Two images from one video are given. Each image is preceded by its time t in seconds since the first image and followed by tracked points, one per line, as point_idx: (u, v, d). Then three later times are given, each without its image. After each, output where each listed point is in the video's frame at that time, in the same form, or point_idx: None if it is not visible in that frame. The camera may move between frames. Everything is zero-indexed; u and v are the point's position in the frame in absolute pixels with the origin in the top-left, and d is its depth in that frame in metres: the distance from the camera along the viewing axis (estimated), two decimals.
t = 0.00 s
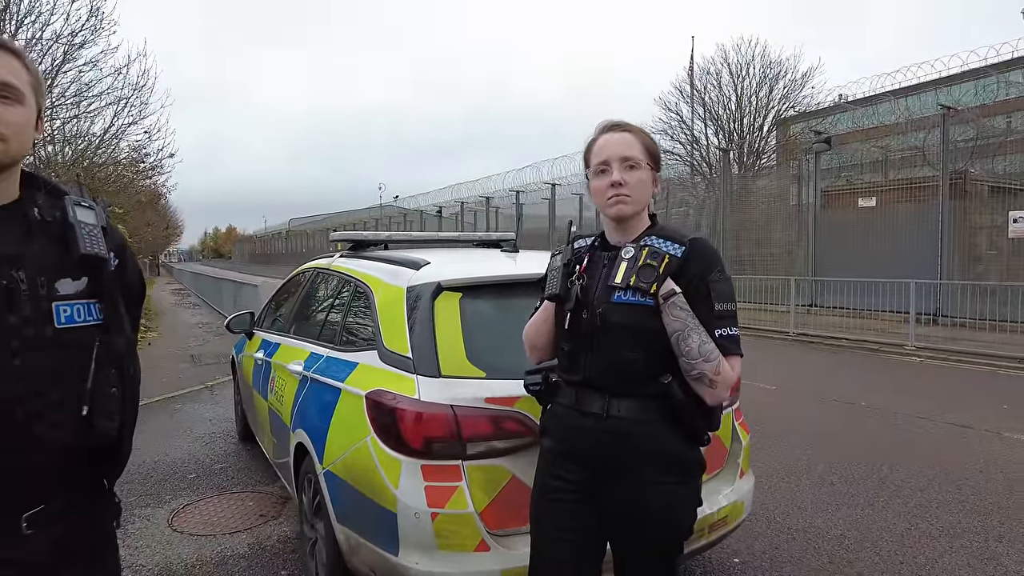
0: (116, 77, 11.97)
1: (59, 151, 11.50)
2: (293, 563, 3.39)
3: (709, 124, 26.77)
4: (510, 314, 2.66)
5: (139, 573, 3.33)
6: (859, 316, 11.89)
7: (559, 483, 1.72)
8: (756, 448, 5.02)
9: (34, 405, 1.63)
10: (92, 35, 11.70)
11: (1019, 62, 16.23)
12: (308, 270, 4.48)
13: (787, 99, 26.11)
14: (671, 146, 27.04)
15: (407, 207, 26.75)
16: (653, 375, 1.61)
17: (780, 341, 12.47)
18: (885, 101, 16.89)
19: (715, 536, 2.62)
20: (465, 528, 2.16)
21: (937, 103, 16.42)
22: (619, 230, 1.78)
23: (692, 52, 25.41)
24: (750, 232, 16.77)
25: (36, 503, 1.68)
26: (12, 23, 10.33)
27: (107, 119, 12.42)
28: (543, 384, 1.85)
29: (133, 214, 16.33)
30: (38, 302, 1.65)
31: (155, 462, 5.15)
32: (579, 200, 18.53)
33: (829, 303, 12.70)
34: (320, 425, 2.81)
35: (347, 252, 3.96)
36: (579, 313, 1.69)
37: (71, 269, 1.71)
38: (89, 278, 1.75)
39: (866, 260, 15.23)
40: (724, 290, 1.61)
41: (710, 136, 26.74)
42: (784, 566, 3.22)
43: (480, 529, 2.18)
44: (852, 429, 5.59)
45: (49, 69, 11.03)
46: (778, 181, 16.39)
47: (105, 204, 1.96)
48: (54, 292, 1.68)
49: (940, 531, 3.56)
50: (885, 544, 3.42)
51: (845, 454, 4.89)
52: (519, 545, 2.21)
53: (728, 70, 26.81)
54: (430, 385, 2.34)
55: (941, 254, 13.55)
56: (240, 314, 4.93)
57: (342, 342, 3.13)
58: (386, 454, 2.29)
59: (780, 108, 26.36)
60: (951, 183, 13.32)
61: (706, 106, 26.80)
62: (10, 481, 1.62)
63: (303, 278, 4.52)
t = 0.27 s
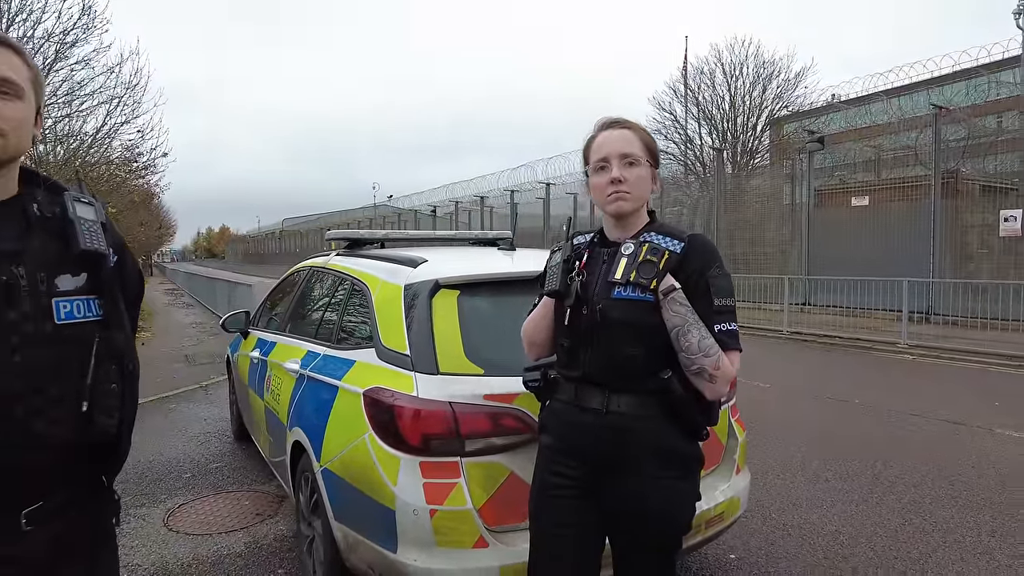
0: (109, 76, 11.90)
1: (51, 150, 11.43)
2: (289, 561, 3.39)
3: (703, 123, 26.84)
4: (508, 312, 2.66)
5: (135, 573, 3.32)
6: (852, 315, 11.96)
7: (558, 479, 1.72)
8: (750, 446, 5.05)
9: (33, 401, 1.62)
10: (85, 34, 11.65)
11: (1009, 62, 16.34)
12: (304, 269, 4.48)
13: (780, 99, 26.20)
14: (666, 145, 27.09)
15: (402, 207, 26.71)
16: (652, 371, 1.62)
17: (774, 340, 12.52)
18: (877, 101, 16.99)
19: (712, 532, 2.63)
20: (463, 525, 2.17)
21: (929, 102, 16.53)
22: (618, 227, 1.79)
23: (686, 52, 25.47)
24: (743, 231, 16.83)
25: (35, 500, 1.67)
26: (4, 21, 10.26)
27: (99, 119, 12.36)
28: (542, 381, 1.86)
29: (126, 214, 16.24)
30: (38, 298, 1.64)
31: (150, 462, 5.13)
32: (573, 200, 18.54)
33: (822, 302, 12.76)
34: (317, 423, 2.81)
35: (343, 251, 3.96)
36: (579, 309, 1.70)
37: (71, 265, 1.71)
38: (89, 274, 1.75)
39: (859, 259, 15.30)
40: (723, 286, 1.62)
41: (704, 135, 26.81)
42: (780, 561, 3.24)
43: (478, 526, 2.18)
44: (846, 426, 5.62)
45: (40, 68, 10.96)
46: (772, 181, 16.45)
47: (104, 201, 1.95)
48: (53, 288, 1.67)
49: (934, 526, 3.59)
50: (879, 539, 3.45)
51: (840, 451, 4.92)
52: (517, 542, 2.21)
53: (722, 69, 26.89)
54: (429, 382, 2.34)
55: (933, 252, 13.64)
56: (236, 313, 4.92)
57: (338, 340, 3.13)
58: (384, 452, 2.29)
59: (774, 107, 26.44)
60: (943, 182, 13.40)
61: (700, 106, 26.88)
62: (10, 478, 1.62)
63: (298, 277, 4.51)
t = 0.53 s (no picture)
0: (95, 72, 11.78)
1: (36, 146, 11.30)
2: (277, 561, 3.37)
3: (693, 121, 26.93)
4: (495, 309, 2.65)
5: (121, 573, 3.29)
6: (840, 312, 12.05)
7: (545, 476, 1.72)
8: (739, 443, 5.07)
9: (11, 401, 1.60)
10: (70, 29, 11.52)
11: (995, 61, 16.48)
12: (292, 266, 4.45)
13: (770, 97, 26.31)
14: (656, 143, 27.15)
15: (392, 204, 26.62)
16: (639, 368, 1.62)
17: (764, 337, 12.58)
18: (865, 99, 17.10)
19: (700, 529, 2.64)
20: (451, 523, 2.16)
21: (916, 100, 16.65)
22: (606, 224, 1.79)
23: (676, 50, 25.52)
24: (733, 229, 16.90)
25: (13, 501, 1.65)
26: None
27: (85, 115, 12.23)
28: (529, 378, 1.85)
29: (113, 212, 16.09)
30: (16, 295, 1.61)
31: (137, 461, 5.09)
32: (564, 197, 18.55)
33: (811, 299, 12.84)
34: (305, 422, 2.80)
35: (331, 249, 3.94)
36: (565, 306, 1.69)
37: (50, 262, 1.68)
38: (69, 271, 1.72)
39: (847, 256, 15.40)
40: (709, 282, 1.62)
41: (694, 133, 26.89)
42: (768, 558, 3.25)
43: (466, 525, 2.17)
44: (834, 422, 5.66)
45: (24, 63, 10.83)
46: (761, 179, 16.52)
47: (85, 197, 1.92)
48: (32, 285, 1.65)
49: (919, 521, 3.62)
50: (865, 535, 3.47)
51: (828, 447, 4.95)
52: (505, 540, 2.21)
53: (712, 67, 26.98)
54: (416, 380, 2.33)
55: (919, 250, 13.76)
56: (223, 311, 4.91)
57: (326, 338, 3.11)
58: (371, 450, 2.28)
59: (763, 105, 26.55)
60: (930, 181, 13.50)
61: (690, 104, 26.96)
62: None
63: (286, 275, 4.48)
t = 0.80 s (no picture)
0: (83, 68, 11.66)
1: (23, 143, 11.17)
2: (273, 563, 3.34)
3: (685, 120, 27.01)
4: (493, 310, 2.63)
5: None
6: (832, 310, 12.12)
7: (547, 478, 1.71)
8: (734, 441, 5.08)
9: (6, 407, 1.57)
10: (57, 25, 11.40)
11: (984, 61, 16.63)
12: (285, 266, 4.41)
13: (761, 96, 26.42)
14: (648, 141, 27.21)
15: (383, 202, 26.52)
16: (643, 370, 1.60)
17: (756, 335, 12.62)
18: (856, 98, 17.19)
19: (699, 529, 2.65)
20: (450, 525, 2.14)
21: (906, 100, 16.76)
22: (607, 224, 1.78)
23: (668, 48, 25.56)
24: (725, 228, 16.95)
25: (8, 508, 1.62)
26: None
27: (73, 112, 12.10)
28: (530, 380, 1.83)
29: (102, 210, 15.94)
30: (9, 299, 1.58)
31: (129, 463, 5.04)
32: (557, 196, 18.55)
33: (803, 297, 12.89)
34: (300, 423, 2.77)
35: (326, 248, 3.90)
36: (568, 307, 1.68)
37: (43, 265, 1.65)
38: (62, 273, 1.70)
39: (838, 255, 15.49)
40: (712, 283, 1.61)
41: (685, 132, 26.95)
42: (765, 557, 3.25)
43: (465, 527, 2.16)
44: (828, 420, 5.68)
45: (11, 59, 10.70)
46: (752, 177, 16.58)
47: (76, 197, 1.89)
48: (25, 288, 1.62)
49: (914, 519, 3.64)
50: (861, 533, 3.48)
51: (822, 446, 4.97)
52: (504, 542, 2.20)
53: (704, 66, 27.05)
54: (414, 381, 2.31)
55: (910, 248, 13.85)
56: (215, 311, 4.90)
57: (321, 338, 3.09)
58: (369, 452, 2.26)
59: (755, 104, 26.63)
60: (920, 179, 13.65)
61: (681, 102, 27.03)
62: None
63: (279, 274, 4.44)
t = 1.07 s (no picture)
0: (79, 66, 11.59)
1: (19, 141, 11.12)
2: (272, 562, 3.32)
3: (682, 119, 27.03)
4: (496, 307, 2.61)
5: None
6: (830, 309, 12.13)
7: (554, 476, 1.69)
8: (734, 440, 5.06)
9: (6, 405, 1.55)
10: (53, 22, 11.34)
11: (982, 61, 16.65)
12: (284, 264, 4.39)
13: (759, 96, 26.43)
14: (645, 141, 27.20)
15: (380, 201, 26.47)
16: (652, 367, 1.59)
17: (755, 335, 12.62)
18: (854, 98, 17.20)
19: (704, 527, 2.64)
20: (454, 524, 2.12)
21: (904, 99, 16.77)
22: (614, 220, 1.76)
23: (665, 48, 25.55)
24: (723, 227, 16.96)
25: (8, 507, 1.60)
26: None
27: (70, 110, 12.05)
28: (536, 376, 1.82)
29: (98, 209, 15.87)
30: (9, 294, 1.56)
31: (127, 462, 5.01)
32: (555, 195, 18.54)
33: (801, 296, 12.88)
34: (301, 422, 2.75)
35: (326, 246, 3.88)
36: (575, 303, 1.66)
37: (43, 259, 1.63)
38: (63, 269, 1.68)
39: (836, 254, 15.50)
40: (722, 279, 1.59)
41: (683, 132, 26.94)
42: (768, 556, 3.24)
43: (469, 526, 2.14)
44: (828, 420, 5.67)
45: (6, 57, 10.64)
46: (750, 177, 16.58)
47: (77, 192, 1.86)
48: (25, 283, 1.59)
49: (916, 519, 3.63)
50: (864, 532, 3.47)
51: (823, 445, 4.96)
52: (508, 541, 2.18)
53: (702, 66, 27.06)
54: (417, 379, 2.29)
55: (908, 247, 13.83)
56: (214, 309, 4.85)
57: (322, 336, 3.06)
58: (372, 451, 2.24)
59: (752, 104, 26.63)
60: (918, 179, 13.63)
61: (679, 102, 27.04)
62: None
63: (279, 272, 4.42)
